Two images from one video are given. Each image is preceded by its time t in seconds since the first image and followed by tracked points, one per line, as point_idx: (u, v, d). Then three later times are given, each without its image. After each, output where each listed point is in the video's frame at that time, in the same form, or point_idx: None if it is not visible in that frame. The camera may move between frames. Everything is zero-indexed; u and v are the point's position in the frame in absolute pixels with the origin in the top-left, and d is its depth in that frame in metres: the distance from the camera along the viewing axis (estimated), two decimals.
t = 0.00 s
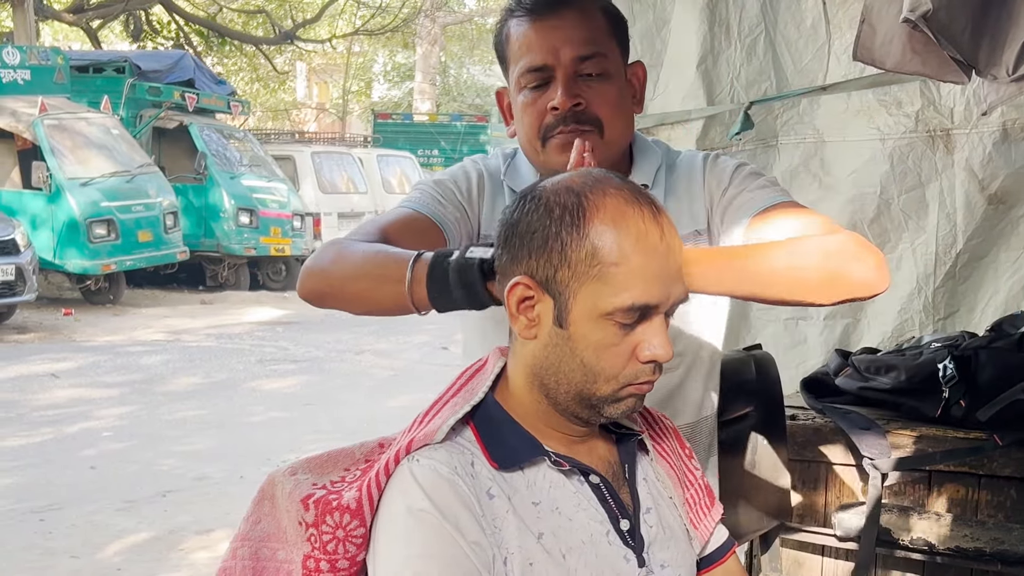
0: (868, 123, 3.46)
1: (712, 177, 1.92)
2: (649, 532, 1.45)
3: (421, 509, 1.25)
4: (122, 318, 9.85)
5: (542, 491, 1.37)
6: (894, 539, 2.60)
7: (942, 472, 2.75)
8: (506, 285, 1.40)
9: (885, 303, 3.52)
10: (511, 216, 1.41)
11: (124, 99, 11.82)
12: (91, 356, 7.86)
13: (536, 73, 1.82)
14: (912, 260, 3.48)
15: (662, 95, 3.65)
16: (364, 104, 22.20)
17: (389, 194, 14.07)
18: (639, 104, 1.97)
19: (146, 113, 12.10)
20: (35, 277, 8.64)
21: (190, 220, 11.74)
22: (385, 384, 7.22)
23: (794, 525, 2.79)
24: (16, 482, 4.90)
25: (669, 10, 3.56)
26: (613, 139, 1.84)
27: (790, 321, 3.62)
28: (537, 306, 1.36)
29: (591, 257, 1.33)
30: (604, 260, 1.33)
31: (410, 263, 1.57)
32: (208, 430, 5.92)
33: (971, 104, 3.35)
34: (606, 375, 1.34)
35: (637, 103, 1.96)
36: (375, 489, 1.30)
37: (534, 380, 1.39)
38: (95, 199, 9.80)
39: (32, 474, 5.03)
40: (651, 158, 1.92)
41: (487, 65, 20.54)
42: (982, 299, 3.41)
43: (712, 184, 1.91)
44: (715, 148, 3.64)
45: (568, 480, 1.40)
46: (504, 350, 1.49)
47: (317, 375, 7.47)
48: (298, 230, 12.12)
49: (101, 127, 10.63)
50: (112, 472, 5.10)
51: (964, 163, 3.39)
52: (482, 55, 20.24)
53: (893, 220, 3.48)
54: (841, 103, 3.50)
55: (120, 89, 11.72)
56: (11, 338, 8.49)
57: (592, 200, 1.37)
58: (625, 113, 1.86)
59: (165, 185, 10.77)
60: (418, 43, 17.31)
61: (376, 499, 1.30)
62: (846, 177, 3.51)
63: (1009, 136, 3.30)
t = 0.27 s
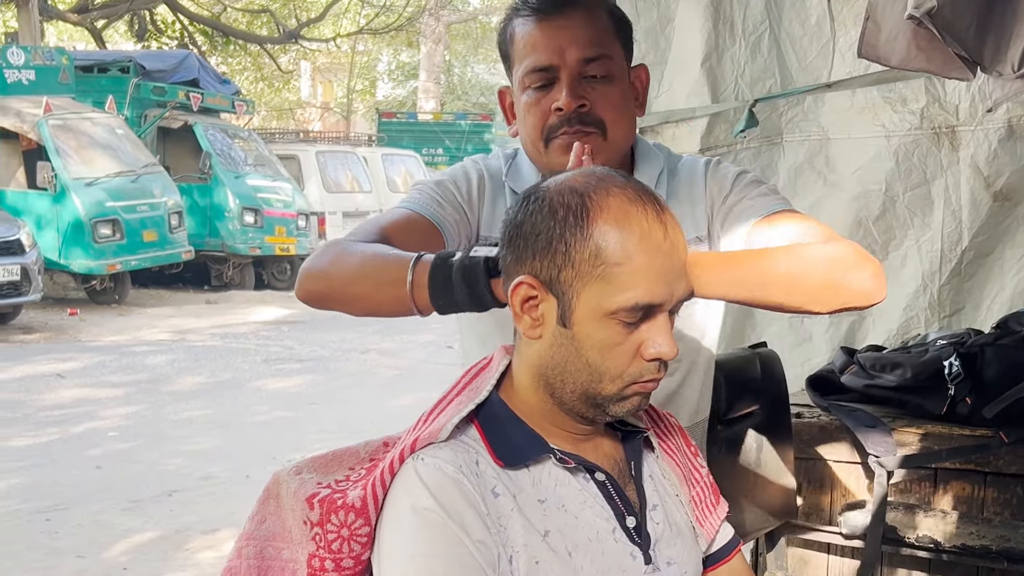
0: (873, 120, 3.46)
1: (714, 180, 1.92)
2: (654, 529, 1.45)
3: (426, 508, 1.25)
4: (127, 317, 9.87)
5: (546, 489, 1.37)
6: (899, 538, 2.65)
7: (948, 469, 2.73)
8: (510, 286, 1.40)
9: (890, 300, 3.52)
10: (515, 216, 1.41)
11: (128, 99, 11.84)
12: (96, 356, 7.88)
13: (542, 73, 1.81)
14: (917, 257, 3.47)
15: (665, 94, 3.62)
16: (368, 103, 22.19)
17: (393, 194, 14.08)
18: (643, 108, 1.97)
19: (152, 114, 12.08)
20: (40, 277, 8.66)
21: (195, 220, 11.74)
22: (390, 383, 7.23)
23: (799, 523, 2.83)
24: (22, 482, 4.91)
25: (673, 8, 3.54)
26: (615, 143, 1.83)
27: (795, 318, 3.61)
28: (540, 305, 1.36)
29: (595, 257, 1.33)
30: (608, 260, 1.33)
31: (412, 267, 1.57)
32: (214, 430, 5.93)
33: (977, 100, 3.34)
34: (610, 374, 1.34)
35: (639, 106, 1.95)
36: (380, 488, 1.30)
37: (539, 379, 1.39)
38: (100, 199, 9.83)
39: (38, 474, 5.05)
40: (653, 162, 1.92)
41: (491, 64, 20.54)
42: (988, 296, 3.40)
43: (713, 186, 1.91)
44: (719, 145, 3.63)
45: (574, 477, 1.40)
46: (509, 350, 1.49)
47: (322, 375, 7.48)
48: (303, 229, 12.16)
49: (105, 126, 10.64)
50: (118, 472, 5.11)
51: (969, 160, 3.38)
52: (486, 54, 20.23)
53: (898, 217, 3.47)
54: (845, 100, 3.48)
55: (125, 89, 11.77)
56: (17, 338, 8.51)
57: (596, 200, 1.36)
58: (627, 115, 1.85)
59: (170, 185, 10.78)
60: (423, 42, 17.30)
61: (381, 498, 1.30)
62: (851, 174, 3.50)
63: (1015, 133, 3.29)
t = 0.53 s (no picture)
0: (880, 117, 3.45)
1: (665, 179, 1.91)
2: (662, 527, 1.45)
3: (432, 507, 1.26)
4: (136, 317, 9.90)
5: (554, 488, 1.37)
6: (907, 536, 2.65)
7: (956, 466, 2.73)
8: (516, 289, 1.40)
9: (898, 296, 3.50)
10: (520, 218, 1.41)
11: (136, 98, 11.82)
12: (105, 355, 7.91)
13: (502, 73, 1.77)
14: (925, 253, 3.46)
15: (672, 91, 3.63)
16: (377, 101, 22.18)
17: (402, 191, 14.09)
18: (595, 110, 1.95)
19: (160, 113, 12.09)
20: (49, 277, 8.69)
21: (204, 219, 11.79)
22: (399, 380, 7.24)
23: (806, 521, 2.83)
24: (31, 481, 4.94)
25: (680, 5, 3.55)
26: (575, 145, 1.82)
27: (804, 315, 3.61)
28: (546, 309, 1.37)
29: (600, 261, 1.33)
30: (612, 264, 1.33)
31: (394, 272, 1.56)
32: (222, 429, 5.95)
33: (984, 96, 3.32)
34: (616, 377, 1.34)
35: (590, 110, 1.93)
36: (386, 487, 1.31)
37: (545, 381, 1.40)
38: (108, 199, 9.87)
39: (47, 473, 5.07)
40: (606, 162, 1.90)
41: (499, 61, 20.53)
42: (996, 292, 3.39)
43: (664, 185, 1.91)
44: (727, 142, 3.62)
45: (580, 476, 1.40)
46: (515, 348, 1.49)
47: (330, 373, 7.49)
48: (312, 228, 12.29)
49: (113, 126, 10.68)
50: (126, 472, 5.13)
51: (977, 156, 3.37)
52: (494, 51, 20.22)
53: (906, 214, 3.46)
54: (852, 97, 3.48)
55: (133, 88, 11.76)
56: (26, 338, 8.55)
57: (601, 203, 1.37)
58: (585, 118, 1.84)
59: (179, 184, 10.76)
60: (431, 40, 17.29)
61: (387, 497, 1.31)
62: (859, 170, 3.49)
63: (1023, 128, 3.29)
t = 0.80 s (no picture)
0: (890, 112, 3.44)
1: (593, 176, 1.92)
2: (673, 524, 1.46)
3: (443, 504, 1.27)
4: (146, 315, 9.94)
5: (565, 486, 1.38)
6: (917, 532, 2.64)
7: (967, 463, 2.73)
8: (531, 283, 1.40)
9: (908, 292, 3.50)
10: (537, 214, 1.41)
11: (147, 96, 11.90)
12: (116, 353, 7.94)
13: (428, 67, 1.68)
14: (935, 248, 3.45)
15: (681, 87, 3.59)
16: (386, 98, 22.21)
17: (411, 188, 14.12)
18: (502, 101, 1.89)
19: (169, 111, 12.21)
20: (60, 275, 8.73)
21: (214, 217, 11.86)
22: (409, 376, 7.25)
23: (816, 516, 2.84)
24: (43, 479, 4.97)
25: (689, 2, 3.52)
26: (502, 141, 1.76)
27: (813, 312, 3.59)
28: (562, 304, 1.37)
29: (618, 259, 1.33)
30: (630, 263, 1.33)
31: (365, 276, 1.49)
32: (232, 426, 5.97)
33: (994, 91, 3.32)
34: (629, 376, 1.35)
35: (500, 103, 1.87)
36: (397, 484, 1.32)
37: (558, 377, 1.40)
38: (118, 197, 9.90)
39: (58, 471, 5.10)
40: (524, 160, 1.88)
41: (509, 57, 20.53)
42: (1007, 287, 3.39)
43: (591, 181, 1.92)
44: (736, 138, 3.58)
45: (591, 473, 1.41)
46: (526, 345, 1.49)
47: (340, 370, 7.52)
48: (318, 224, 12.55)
49: (123, 125, 10.65)
50: (137, 469, 5.15)
51: (987, 151, 3.36)
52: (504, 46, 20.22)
53: (915, 210, 3.46)
54: (862, 92, 3.47)
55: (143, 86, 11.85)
56: (38, 336, 8.59)
57: (620, 202, 1.37)
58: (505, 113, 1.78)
59: (188, 183, 10.68)
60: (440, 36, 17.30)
61: (398, 494, 1.32)
62: (869, 166, 3.48)
63: None
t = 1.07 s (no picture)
0: (899, 109, 3.44)
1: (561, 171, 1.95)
2: (681, 524, 1.46)
3: (452, 501, 1.28)
4: (155, 314, 9.98)
5: (574, 485, 1.39)
6: (927, 529, 2.63)
7: (976, 460, 2.75)
8: (546, 275, 1.41)
9: (916, 290, 3.50)
10: (557, 207, 1.42)
11: (155, 95, 12.00)
12: (125, 353, 7.97)
13: (406, 65, 1.66)
14: (944, 246, 3.45)
15: (690, 85, 3.58)
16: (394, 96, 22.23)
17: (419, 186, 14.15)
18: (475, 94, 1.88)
19: (177, 110, 12.14)
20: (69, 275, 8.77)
21: (223, 216, 11.91)
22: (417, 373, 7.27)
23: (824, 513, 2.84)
24: (51, 478, 4.99)
25: None
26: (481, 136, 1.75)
27: (822, 310, 3.59)
28: (576, 299, 1.38)
29: (634, 256, 1.34)
30: (646, 260, 1.34)
31: (371, 281, 1.48)
32: (241, 425, 5.99)
33: (1003, 88, 3.31)
34: (639, 374, 1.36)
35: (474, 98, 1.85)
36: (406, 482, 1.33)
37: (569, 373, 1.41)
38: (126, 196, 9.92)
39: (67, 470, 5.13)
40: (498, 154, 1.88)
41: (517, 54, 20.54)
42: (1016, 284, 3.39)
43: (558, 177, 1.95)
44: (744, 136, 3.57)
45: (600, 472, 1.41)
46: (537, 343, 1.50)
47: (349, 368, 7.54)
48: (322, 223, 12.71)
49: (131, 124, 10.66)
50: (146, 468, 5.17)
51: (996, 148, 3.36)
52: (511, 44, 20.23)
53: (924, 207, 3.45)
54: (871, 90, 3.47)
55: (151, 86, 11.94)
56: (47, 336, 8.63)
57: (640, 199, 1.38)
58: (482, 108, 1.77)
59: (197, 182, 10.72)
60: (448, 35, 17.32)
61: (408, 492, 1.33)
62: (878, 164, 3.48)
63: None
